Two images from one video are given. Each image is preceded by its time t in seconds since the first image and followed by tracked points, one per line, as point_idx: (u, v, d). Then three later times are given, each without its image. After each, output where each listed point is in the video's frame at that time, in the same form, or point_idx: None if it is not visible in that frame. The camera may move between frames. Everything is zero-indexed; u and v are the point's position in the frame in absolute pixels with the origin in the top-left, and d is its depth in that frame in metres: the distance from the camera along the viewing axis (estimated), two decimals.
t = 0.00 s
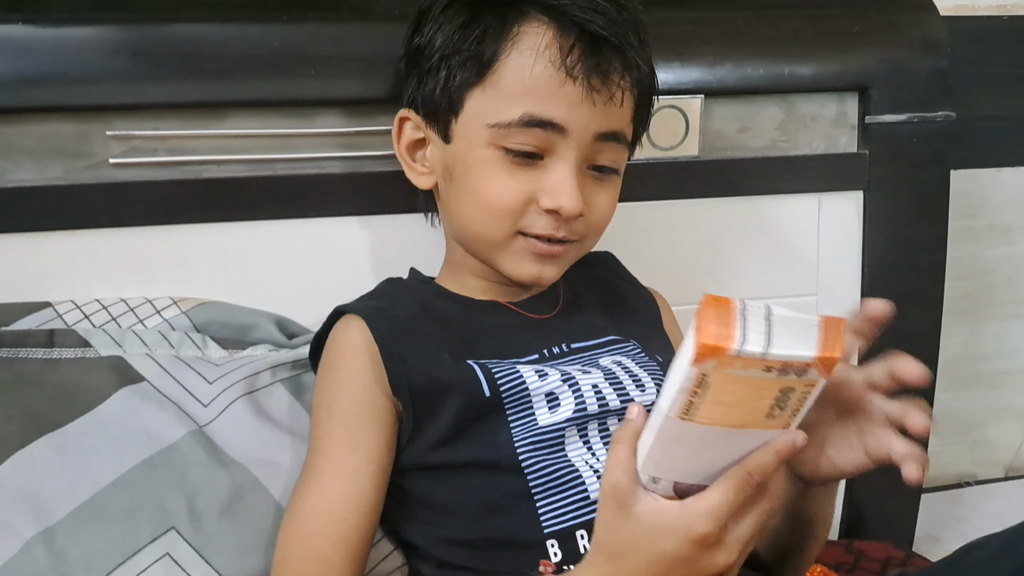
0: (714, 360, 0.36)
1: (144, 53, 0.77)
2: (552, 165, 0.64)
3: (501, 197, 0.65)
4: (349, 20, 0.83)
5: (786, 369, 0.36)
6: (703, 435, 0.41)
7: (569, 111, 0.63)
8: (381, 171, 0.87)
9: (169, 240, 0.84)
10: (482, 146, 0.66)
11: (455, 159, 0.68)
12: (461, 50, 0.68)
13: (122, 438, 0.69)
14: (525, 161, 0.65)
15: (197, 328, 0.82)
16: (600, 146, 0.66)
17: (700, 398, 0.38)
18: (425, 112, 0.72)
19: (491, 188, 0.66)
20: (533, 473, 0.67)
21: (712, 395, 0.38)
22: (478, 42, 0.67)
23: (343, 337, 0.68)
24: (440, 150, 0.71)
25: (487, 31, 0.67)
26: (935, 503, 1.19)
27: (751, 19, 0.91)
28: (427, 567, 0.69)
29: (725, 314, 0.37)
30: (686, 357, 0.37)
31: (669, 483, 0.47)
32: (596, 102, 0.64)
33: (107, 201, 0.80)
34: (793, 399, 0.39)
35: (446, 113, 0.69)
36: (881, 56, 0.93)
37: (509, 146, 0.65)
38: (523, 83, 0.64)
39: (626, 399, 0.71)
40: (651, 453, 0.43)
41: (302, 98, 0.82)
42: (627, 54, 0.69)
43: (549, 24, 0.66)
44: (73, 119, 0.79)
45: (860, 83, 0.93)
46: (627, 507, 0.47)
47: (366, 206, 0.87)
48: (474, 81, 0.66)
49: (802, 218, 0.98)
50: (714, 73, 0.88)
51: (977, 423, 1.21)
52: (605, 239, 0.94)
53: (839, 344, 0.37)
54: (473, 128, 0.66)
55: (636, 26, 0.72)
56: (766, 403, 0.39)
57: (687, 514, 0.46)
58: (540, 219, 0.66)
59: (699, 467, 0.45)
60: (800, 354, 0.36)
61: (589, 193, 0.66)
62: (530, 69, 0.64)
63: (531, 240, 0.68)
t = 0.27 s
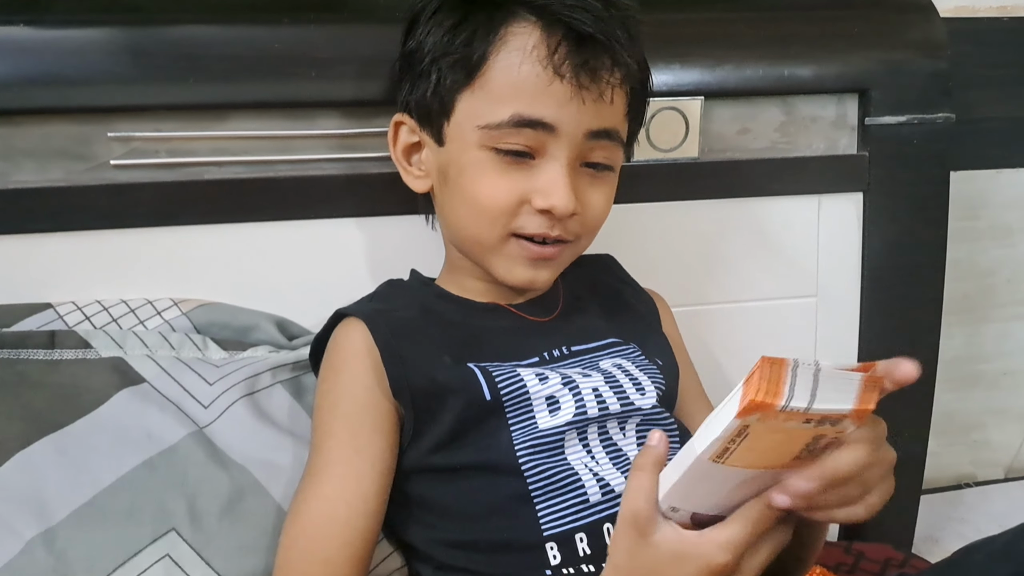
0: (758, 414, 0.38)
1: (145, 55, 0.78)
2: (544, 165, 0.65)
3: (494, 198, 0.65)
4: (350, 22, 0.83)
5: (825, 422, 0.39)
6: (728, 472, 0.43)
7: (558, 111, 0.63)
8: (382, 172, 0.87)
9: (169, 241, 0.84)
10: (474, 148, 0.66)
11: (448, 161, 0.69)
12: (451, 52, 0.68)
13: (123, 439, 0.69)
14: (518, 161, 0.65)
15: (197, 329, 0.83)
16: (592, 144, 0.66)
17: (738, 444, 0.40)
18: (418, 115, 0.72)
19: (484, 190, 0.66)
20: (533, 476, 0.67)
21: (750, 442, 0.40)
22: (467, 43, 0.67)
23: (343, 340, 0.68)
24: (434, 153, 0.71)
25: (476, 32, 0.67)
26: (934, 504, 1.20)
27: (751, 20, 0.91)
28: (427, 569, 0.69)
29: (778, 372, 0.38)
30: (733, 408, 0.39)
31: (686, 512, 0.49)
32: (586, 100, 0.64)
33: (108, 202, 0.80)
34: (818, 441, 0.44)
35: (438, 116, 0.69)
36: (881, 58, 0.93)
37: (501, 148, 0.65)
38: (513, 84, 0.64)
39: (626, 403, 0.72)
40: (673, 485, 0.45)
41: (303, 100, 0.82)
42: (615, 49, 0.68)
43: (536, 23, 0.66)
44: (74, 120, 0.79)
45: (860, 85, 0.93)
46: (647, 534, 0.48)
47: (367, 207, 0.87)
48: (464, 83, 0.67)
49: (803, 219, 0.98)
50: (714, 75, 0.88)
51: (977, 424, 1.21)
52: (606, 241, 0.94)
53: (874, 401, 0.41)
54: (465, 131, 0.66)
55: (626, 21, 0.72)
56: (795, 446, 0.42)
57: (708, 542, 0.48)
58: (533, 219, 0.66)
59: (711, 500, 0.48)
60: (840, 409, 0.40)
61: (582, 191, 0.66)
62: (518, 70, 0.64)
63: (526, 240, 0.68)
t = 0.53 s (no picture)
0: (715, 377, 0.39)
1: (145, 57, 0.78)
2: (534, 160, 0.65)
3: (485, 196, 0.65)
4: (349, 24, 0.83)
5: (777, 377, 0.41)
6: (691, 441, 0.44)
7: (544, 105, 0.63)
8: (381, 173, 0.87)
9: (168, 242, 0.84)
10: (463, 147, 0.66)
11: (439, 162, 0.69)
12: (438, 52, 0.68)
13: (122, 440, 0.69)
14: (507, 158, 0.65)
15: (197, 331, 0.83)
16: (581, 137, 0.66)
17: (700, 410, 0.41)
18: (409, 117, 0.72)
19: (474, 187, 0.66)
20: (532, 479, 0.67)
21: (709, 405, 0.41)
22: (452, 43, 0.67)
23: (342, 343, 0.68)
24: (426, 155, 0.71)
25: (461, 31, 0.67)
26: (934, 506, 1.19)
27: (751, 22, 0.91)
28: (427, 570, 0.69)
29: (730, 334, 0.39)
30: (689, 376, 0.39)
31: (660, 488, 0.50)
32: (571, 92, 0.64)
33: (108, 204, 0.81)
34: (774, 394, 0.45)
35: (428, 117, 0.69)
36: (881, 60, 0.93)
37: (490, 145, 0.66)
38: (498, 80, 0.64)
39: (625, 406, 0.72)
40: (645, 463, 0.46)
41: (302, 101, 0.82)
42: (600, 39, 0.68)
43: (520, 19, 0.66)
44: (74, 122, 0.79)
45: (859, 86, 0.93)
46: (626, 518, 0.48)
47: (366, 208, 0.87)
48: (451, 82, 0.67)
49: (802, 221, 0.98)
50: (713, 76, 0.88)
51: (977, 425, 1.20)
52: (605, 243, 0.94)
53: (821, 348, 0.43)
54: (453, 129, 0.67)
55: (611, 13, 0.72)
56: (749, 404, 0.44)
57: (684, 518, 0.49)
58: (524, 215, 0.66)
59: (683, 473, 0.49)
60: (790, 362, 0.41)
61: (573, 185, 0.66)
62: (502, 65, 0.64)
63: (518, 237, 0.67)
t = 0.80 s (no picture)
0: (715, 379, 0.38)
1: (146, 59, 0.78)
2: (533, 161, 0.65)
3: (485, 197, 0.65)
4: (350, 25, 0.83)
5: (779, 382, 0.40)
6: (693, 447, 0.43)
7: (543, 106, 0.63)
8: (382, 175, 0.87)
9: (169, 244, 0.84)
10: (462, 149, 0.66)
11: (438, 164, 0.69)
12: (434, 55, 0.68)
13: (122, 442, 0.69)
14: (508, 160, 0.65)
15: (198, 333, 0.83)
16: (581, 137, 0.66)
17: (700, 415, 0.40)
18: (406, 121, 0.72)
19: (474, 189, 0.66)
20: (531, 483, 0.67)
21: (710, 410, 0.40)
22: (448, 46, 0.67)
23: (342, 347, 0.69)
24: (424, 158, 0.71)
25: (456, 34, 0.67)
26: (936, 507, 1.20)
27: (752, 24, 0.91)
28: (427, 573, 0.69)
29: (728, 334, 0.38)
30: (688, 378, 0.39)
31: (660, 493, 0.49)
32: (570, 93, 0.64)
33: (110, 205, 0.81)
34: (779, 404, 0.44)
35: (425, 120, 0.69)
36: (882, 62, 0.92)
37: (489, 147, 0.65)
38: (495, 82, 0.64)
39: (624, 408, 0.72)
40: (645, 465, 0.45)
41: (303, 103, 0.82)
42: (596, 39, 0.68)
43: (515, 20, 0.66)
44: (76, 124, 0.79)
45: (861, 88, 0.93)
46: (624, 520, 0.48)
47: (367, 210, 0.87)
48: (448, 85, 0.67)
49: (803, 222, 0.98)
50: (715, 78, 0.88)
51: (979, 427, 1.20)
52: (606, 245, 0.94)
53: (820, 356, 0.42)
54: (452, 133, 0.66)
55: (606, 13, 0.72)
56: (758, 412, 0.43)
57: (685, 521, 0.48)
58: (525, 216, 0.66)
59: (687, 479, 0.48)
60: (789, 367, 0.40)
61: (573, 185, 0.66)
62: (500, 68, 0.64)
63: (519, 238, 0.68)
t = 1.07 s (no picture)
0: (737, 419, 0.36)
1: (149, 63, 0.78)
2: (539, 169, 0.65)
3: (490, 205, 0.65)
4: (353, 29, 0.83)
5: (804, 433, 0.36)
6: (710, 487, 0.41)
7: (549, 114, 0.63)
8: (384, 179, 0.87)
9: (171, 247, 0.84)
10: (467, 157, 0.66)
11: (442, 171, 0.68)
12: (438, 63, 0.68)
13: (124, 447, 0.69)
14: (513, 168, 0.65)
15: (200, 336, 0.83)
16: (586, 144, 0.66)
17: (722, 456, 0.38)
18: (409, 128, 0.72)
19: (479, 197, 0.66)
20: (535, 488, 0.67)
21: (731, 454, 0.38)
22: (452, 53, 0.67)
23: (346, 354, 0.69)
24: (428, 165, 0.71)
25: (460, 41, 0.67)
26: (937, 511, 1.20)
27: (755, 28, 0.91)
28: None
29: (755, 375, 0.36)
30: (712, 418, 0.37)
31: (669, 524, 0.46)
32: (576, 101, 0.64)
33: (112, 209, 0.81)
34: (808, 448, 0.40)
35: (429, 128, 0.69)
36: (884, 66, 0.93)
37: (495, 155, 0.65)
38: (500, 90, 0.64)
39: (628, 413, 0.72)
40: (659, 495, 0.43)
41: (306, 106, 0.82)
42: (601, 47, 0.68)
43: (520, 28, 0.66)
44: (79, 127, 0.79)
45: (863, 92, 0.93)
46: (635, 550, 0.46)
47: (369, 214, 0.87)
48: (453, 93, 0.66)
49: (806, 226, 0.98)
50: (717, 82, 0.88)
51: (981, 430, 1.20)
52: (609, 249, 0.94)
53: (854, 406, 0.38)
54: (457, 140, 0.66)
55: (609, 20, 0.72)
56: (780, 460, 0.40)
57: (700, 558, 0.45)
58: (530, 223, 0.66)
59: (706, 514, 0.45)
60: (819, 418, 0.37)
61: (579, 192, 0.67)
62: (506, 76, 0.64)
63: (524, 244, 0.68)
